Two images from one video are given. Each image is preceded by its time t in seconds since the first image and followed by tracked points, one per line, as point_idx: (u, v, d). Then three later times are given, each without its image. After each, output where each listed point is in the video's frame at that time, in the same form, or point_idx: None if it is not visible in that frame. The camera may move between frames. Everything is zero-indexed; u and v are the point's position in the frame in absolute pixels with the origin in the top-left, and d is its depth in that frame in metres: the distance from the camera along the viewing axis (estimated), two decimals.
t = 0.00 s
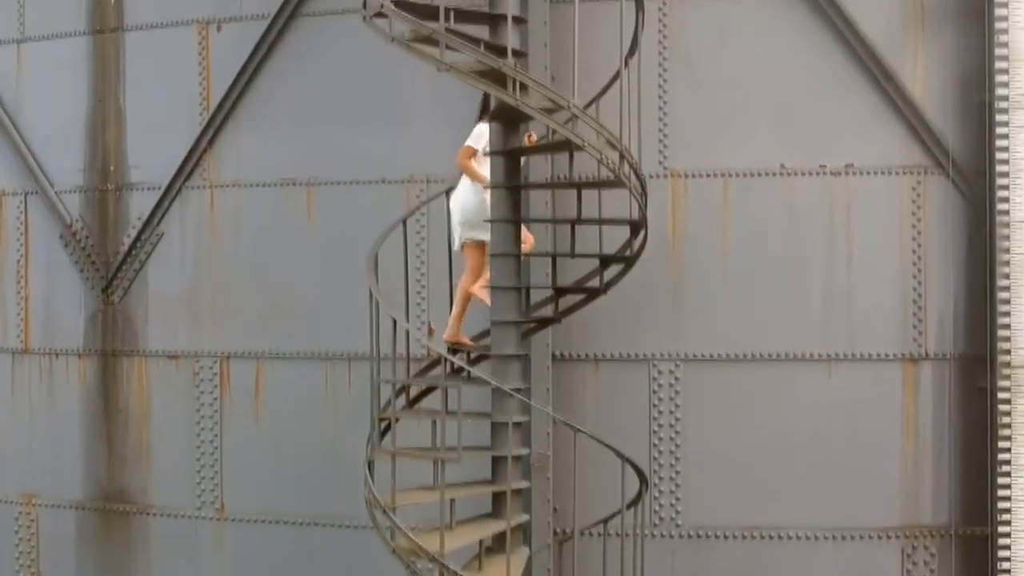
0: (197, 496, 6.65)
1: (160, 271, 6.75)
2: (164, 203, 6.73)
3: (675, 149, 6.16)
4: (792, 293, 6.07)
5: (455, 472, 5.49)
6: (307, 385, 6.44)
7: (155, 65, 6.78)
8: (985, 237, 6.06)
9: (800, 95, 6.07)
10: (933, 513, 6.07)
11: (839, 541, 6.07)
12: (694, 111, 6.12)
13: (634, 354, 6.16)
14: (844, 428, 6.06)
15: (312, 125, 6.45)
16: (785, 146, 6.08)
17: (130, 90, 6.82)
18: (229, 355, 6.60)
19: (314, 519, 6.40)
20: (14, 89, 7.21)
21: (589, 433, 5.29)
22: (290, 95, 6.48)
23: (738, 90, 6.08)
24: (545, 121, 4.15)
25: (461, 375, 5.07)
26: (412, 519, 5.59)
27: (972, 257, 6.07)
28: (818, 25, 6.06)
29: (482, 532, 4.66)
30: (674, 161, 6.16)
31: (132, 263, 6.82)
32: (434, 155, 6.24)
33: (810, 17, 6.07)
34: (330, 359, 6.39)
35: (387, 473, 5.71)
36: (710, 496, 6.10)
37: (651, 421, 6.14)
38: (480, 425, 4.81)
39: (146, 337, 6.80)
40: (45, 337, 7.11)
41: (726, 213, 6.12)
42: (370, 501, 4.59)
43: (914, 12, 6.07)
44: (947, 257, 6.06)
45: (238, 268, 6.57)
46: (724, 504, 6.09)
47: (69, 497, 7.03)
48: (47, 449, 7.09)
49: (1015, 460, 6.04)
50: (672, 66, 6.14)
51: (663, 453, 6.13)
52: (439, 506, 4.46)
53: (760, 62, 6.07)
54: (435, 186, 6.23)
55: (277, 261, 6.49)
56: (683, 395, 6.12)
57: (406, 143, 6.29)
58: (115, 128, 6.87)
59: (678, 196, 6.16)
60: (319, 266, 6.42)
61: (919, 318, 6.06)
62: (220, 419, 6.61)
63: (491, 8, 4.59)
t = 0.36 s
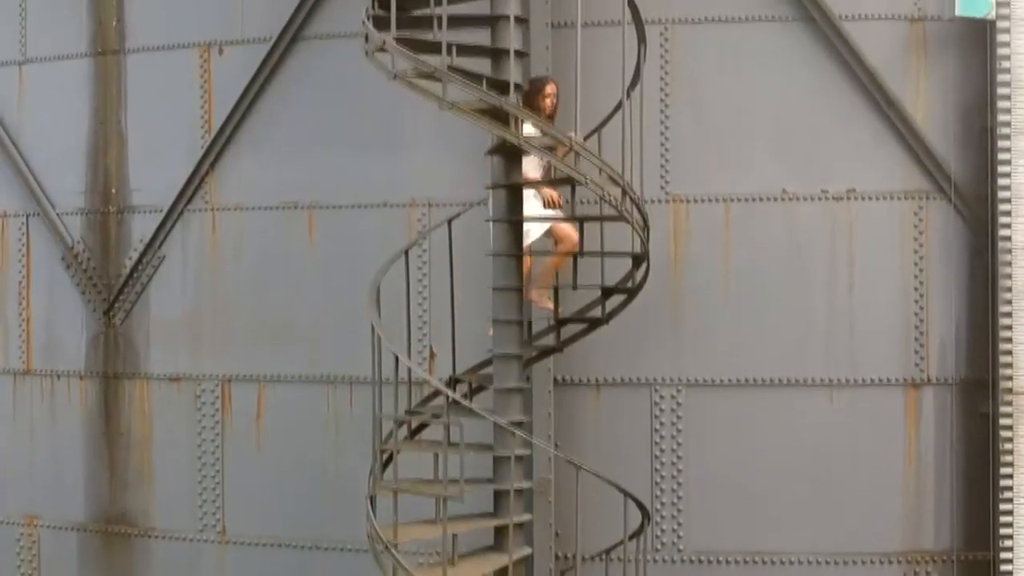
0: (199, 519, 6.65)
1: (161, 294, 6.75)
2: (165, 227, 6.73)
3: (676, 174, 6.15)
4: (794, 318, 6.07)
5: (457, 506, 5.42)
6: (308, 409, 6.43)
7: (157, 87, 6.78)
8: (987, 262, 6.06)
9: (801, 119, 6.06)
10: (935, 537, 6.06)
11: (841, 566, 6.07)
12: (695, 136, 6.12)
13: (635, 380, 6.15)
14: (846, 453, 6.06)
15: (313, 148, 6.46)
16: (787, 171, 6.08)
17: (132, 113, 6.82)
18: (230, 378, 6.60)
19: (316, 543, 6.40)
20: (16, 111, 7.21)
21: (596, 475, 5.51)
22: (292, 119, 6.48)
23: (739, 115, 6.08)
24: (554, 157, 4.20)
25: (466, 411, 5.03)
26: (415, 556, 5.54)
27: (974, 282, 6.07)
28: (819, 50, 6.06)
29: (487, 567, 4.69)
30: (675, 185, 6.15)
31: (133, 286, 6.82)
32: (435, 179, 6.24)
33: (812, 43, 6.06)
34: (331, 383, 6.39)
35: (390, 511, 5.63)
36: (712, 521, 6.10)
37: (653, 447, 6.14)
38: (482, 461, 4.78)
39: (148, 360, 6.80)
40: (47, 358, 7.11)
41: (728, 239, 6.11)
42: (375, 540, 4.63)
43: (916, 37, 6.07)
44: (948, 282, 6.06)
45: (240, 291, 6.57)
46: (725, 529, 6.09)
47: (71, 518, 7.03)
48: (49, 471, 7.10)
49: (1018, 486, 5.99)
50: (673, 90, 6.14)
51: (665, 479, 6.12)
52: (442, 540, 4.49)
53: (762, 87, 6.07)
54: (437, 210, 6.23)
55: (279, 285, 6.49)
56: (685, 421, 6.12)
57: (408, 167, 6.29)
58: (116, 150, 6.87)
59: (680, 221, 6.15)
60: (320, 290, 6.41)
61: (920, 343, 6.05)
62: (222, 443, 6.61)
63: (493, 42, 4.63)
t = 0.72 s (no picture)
0: (199, 542, 6.65)
1: (162, 317, 6.75)
2: (165, 249, 6.73)
3: (678, 200, 6.15)
4: (796, 344, 6.06)
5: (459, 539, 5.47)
6: (309, 433, 6.43)
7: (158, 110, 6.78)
8: (989, 287, 6.05)
9: (803, 145, 6.06)
10: (935, 563, 6.06)
11: None
12: (696, 162, 6.12)
13: (636, 405, 6.15)
14: (847, 479, 6.05)
15: (314, 171, 6.45)
16: (788, 197, 6.08)
17: (133, 135, 6.83)
18: (231, 402, 6.59)
19: (316, 567, 6.39)
20: (16, 133, 7.21)
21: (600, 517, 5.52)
22: (293, 142, 6.48)
23: (740, 142, 6.08)
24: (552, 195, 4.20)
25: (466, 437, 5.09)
26: None
27: (976, 307, 6.07)
28: (821, 75, 6.07)
29: None
30: (677, 211, 6.15)
31: (134, 309, 6.82)
32: (436, 203, 6.24)
33: (813, 68, 6.07)
34: (331, 408, 6.38)
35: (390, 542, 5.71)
36: (713, 547, 6.09)
37: (654, 472, 6.13)
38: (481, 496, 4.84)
39: (148, 383, 6.80)
40: (48, 380, 7.10)
41: (729, 264, 6.11)
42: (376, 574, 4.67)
43: (917, 61, 6.07)
44: (949, 307, 6.05)
45: (240, 315, 6.56)
46: (727, 556, 6.08)
47: (71, 541, 7.02)
48: (49, 492, 7.09)
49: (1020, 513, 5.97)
50: (673, 117, 6.13)
51: (666, 504, 6.12)
52: None
53: (763, 112, 6.07)
54: (439, 234, 6.22)
55: (279, 309, 6.49)
56: (686, 446, 6.11)
57: (409, 191, 6.28)
58: (117, 173, 6.87)
59: (681, 247, 6.15)
60: (321, 314, 6.41)
61: (922, 370, 6.04)
62: (223, 466, 6.61)
63: (495, 74, 4.65)
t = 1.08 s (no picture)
0: (200, 565, 6.65)
1: (163, 340, 6.75)
2: (166, 272, 6.73)
3: (678, 225, 6.15)
4: (796, 369, 6.06)
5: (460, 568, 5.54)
6: (310, 456, 6.43)
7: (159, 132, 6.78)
8: (990, 312, 6.08)
9: (803, 169, 6.06)
10: None
11: None
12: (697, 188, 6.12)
13: (638, 429, 6.15)
14: (848, 504, 6.05)
15: (315, 195, 6.45)
16: (789, 222, 6.08)
17: (135, 157, 6.84)
18: (233, 425, 6.60)
19: None
20: (17, 154, 7.21)
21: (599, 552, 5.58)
22: (294, 166, 6.47)
23: (741, 167, 6.08)
24: (548, 230, 4.13)
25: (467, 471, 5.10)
26: None
27: (976, 332, 6.08)
28: (822, 100, 6.06)
29: None
30: (678, 236, 6.15)
31: (134, 331, 6.82)
32: (437, 228, 6.24)
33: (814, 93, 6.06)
34: (332, 432, 6.39)
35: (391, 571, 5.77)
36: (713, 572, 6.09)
37: (654, 497, 6.13)
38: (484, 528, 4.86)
39: (149, 405, 6.80)
40: (48, 401, 7.11)
41: (729, 290, 6.11)
42: None
43: (919, 86, 6.06)
44: (950, 333, 6.06)
45: (241, 338, 6.56)
46: None
47: (72, 562, 7.03)
48: (50, 514, 7.09)
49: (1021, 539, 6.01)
50: (674, 142, 6.13)
51: (667, 530, 6.12)
52: None
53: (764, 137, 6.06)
54: (439, 258, 6.22)
55: (280, 333, 6.49)
56: (687, 471, 6.11)
57: (410, 215, 6.28)
58: (118, 195, 6.87)
59: (682, 272, 6.15)
60: (322, 338, 6.41)
61: (923, 396, 6.05)
62: (224, 489, 6.61)
63: (495, 109, 4.61)
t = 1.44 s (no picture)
0: None
1: (165, 363, 6.74)
2: (168, 295, 6.73)
3: (680, 250, 6.14)
4: (798, 394, 6.05)
5: None
6: (312, 480, 6.43)
7: (161, 155, 6.79)
8: (991, 338, 6.09)
9: (806, 195, 6.06)
10: None
11: None
12: (698, 212, 6.11)
13: (640, 454, 6.14)
14: (851, 530, 6.05)
15: (317, 219, 6.45)
16: (791, 247, 6.08)
17: (137, 180, 6.83)
18: (234, 449, 6.59)
19: None
20: (19, 175, 7.21)
21: None
22: (296, 188, 6.48)
23: (744, 192, 6.08)
24: (554, 269, 4.14)
25: (470, 503, 5.10)
26: None
27: (978, 357, 6.10)
28: (823, 125, 6.06)
29: None
30: (680, 261, 6.14)
31: (137, 353, 6.83)
32: (439, 252, 6.24)
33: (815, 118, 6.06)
34: (334, 455, 6.38)
35: None
36: None
37: (657, 521, 6.14)
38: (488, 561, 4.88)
39: (151, 428, 6.80)
40: (50, 423, 7.11)
41: (732, 315, 6.10)
42: None
43: (920, 112, 6.06)
44: (952, 358, 6.06)
45: (244, 362, 6.56)
46: None
47: None
48: (52, 536, 7.09)
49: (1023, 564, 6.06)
50: (676, 167, 6.13)
51: (669, 554, 6.12)
52: None
53: (766, 163, 6.07)
54: (441, 283, 6.22)
55: (282, 357, 6.49)
56: (689, 496, 6.11)
57: (412, 239, 6.29)
58: (120, 218, 6.87)
59: (684, 297, 6.14)
60: (324, 362, 6.41)
61: (925, 421, 6.05)
62: (226, 512, 6.61)
63: (496, 143, 4.62)
